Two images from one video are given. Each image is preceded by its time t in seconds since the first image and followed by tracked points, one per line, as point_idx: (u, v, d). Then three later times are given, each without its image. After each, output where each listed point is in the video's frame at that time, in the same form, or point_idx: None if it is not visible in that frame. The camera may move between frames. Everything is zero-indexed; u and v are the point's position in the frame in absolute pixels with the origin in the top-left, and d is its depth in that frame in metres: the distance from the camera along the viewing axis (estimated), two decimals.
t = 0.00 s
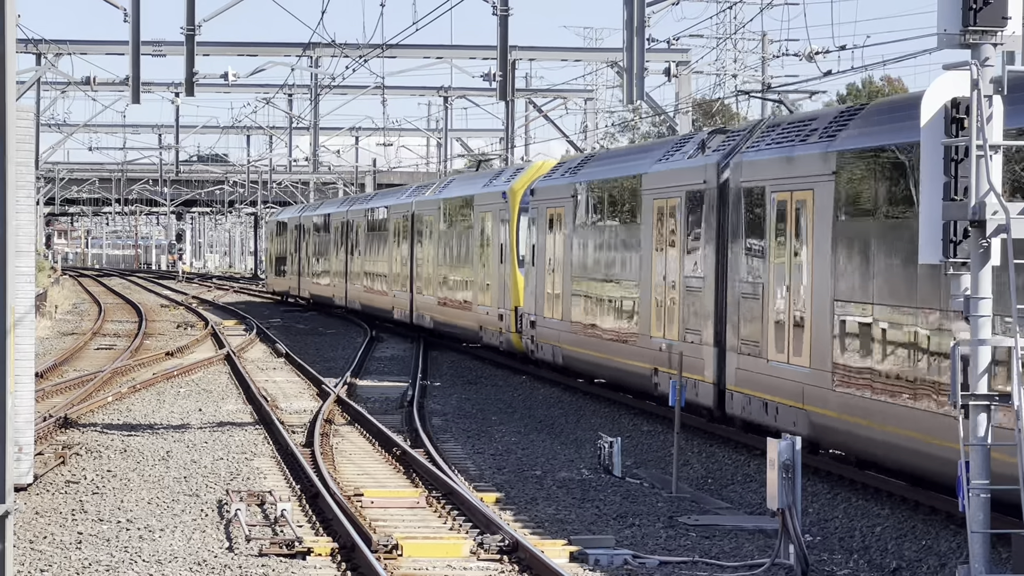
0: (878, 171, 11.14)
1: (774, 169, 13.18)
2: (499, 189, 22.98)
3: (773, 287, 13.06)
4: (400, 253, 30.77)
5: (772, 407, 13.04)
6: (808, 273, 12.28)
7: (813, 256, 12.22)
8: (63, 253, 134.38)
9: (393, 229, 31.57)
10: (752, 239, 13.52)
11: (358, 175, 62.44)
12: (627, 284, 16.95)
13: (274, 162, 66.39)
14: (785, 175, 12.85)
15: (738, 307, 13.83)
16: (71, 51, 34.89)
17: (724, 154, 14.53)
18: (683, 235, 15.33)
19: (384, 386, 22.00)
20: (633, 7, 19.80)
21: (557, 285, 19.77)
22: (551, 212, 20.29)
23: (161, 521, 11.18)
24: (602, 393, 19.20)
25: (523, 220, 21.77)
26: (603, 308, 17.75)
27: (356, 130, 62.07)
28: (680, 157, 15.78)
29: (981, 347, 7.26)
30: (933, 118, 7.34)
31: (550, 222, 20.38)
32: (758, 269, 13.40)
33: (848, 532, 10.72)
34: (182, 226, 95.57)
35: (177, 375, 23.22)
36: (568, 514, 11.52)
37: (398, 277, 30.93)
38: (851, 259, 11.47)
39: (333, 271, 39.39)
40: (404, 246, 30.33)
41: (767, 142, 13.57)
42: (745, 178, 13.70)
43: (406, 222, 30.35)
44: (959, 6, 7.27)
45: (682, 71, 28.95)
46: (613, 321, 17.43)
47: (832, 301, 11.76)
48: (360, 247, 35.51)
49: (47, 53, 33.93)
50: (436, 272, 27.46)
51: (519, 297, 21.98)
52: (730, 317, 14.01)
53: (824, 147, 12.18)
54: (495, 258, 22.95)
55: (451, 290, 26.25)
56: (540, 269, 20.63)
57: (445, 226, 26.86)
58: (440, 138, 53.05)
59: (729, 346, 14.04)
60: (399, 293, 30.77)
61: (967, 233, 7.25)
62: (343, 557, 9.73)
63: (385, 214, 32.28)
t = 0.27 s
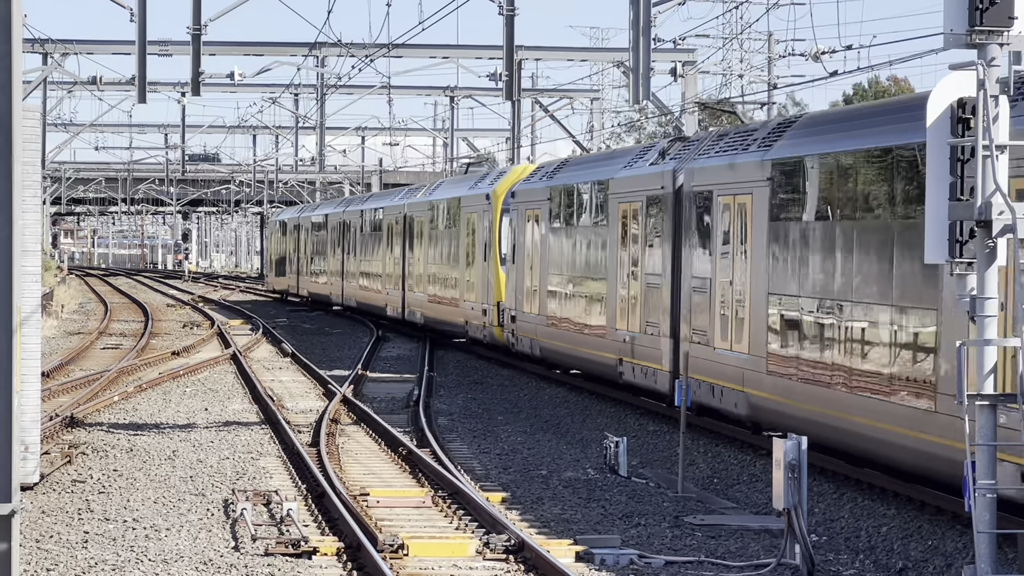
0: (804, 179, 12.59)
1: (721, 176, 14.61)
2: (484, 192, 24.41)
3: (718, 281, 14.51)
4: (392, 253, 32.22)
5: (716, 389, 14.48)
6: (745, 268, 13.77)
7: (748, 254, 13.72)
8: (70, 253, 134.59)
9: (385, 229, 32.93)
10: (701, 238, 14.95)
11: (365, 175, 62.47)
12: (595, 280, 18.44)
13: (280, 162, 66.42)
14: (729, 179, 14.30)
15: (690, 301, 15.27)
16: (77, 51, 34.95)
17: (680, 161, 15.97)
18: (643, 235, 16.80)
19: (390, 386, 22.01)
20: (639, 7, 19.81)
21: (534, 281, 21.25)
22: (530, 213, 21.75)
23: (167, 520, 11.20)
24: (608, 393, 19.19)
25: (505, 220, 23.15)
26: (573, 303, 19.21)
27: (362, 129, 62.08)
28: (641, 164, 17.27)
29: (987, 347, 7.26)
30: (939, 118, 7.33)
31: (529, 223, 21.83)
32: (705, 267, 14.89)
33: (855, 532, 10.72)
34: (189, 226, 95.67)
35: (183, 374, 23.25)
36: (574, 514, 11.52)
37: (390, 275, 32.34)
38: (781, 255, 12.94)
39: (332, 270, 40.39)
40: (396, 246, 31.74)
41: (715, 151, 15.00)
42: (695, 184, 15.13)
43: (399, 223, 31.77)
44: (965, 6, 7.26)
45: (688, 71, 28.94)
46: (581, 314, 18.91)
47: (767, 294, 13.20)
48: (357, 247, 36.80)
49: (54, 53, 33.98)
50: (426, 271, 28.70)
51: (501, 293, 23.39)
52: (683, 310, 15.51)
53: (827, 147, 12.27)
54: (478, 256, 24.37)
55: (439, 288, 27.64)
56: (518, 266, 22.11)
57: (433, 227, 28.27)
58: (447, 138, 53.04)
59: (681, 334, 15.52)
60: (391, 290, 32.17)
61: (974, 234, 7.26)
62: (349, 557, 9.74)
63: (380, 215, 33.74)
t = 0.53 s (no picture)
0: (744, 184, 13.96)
1: (674, 181, 15.94)
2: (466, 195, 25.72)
3: (672, 276, 15.87)
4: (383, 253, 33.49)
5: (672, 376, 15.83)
6: (691, 262, 15.23)
7: (698, 253, 15.08)
8: (73, 253, 134.71)
9: (375, 230, 34.16)
10: (657, 238, 16.31)
11: (368, 175, 62.51)
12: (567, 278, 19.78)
13: (284, 162, 66.46)
14: (680, 184, 15.67)
15: (648, 296, 16.64)
16: (81, 51, 34.98)
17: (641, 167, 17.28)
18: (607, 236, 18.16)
19: (393, 386, 22.02)
20: (642, 8, 19.81)
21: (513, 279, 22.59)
22: (509, 215, 23.07)
23: (170, 521, 11.21)
24: (611, 394, 19.18)
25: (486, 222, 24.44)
26: (547, 299, 20.53)
27: (365, 130, 62.11)
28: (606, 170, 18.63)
29: (989, 348, 7.26)
30: (941, 119, 7.32)
31: (508, 225, 23.19)
32: (662, 265, 16.23)
33: (858, 532, 10.72)
34: (192, 227, 95.75)
35: (186, 375, 23.27)
36: (577, 514, 11.52)
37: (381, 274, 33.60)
38: (723, 252, 14.40)
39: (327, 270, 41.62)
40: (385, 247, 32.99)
41: (671, 158, 16.34)
42: (653, 188, 16.47)
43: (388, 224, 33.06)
44: (968, 6, 7.25)
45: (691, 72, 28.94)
46: (555, 309, 20.26)
47: (713, 289, 14.60)
48: (349, 247, 37.88)
49: (58, 54, 34.02)
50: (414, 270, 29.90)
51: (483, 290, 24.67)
52: (643, 304, 16.87)
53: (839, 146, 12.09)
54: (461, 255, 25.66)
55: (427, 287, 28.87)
56: (499, 266, 23.42)
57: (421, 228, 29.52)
58: (450, 139, 53.06)
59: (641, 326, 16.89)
60: (382, 289, 33.43)
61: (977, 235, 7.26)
62: (351, 557, 9.75)
63: (370, 216, 34.97)
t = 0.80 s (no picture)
0: (689, 190, 15.47)
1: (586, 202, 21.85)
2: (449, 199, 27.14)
3: (630, 270, 17.43)
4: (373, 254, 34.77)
5: (630, 366, 17.34)
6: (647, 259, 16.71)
7: (651, 252, 16.59)
8: (73, 254, 134.73)
9: (367, 232, 35.38)
10: (618, 238, 17.83)
11: (368, 176, 62.51)
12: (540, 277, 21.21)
13: (284, 163, 66.45)
14: (636, 189, 17.21)
15: (610, 292, 18.16)
16: (81, 52, 34.98)
17: (605, 174, 18.79)
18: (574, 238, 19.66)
19: (393, 387, 22.01)
20: (642, 8, 19.80)
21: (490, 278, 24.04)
22: (489, 217, 24.50)
23: (170, 522, 11.21)
24: (612, 395, 19.16)
25: (467, 224, 25.83)
26: (523, 296, 22.00)
27: (365, 130, 62.12)
28: (573, 177, 20.13)
29: (989, 349, 7.26)
30: (941, 121, 7.32)
31: (487, 227, 24.63)
32: (622, 264, 17.72)
33: (857, 534, 10.72)
34: (192, 228, 95.75)
35: (186, 376, 23.27)
36: (577, 516, 11.52)
37: (372, 275, 34.88)
38: (674, 251, 15.87)
39: (321, 271, 42.80)
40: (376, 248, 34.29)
41: (630, 166, 17.84)
42: (613, 193, 18.00)
43: (378, 226, 34.38)
44: (967, 6, 7.25)
45: (691, 73, 28.92)
46: (529, 305, 21.72)
47: (667, 287, 16.03)
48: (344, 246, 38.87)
49: (58, 55, 34.02)
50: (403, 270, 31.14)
51: (464, 289, 26.07)
52: (608, 300, 18.33)
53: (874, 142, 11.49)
54: (444, 255, 27.09)
55: (414, 286, 30.19)
56: (478, 266, 24.86)
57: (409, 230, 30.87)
58: (450, 140, 53.06)
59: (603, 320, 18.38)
60: (373, 289, 34.67)
61: (977, 236, 7.26)
62: (351, 559, 9.75)
63: (362, 218, 36.24)
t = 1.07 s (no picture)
0: (644, 196, 16.75)
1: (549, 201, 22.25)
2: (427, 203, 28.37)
3: (590, 269, 18.69)
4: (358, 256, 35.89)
5: (588, 359, 18.79)
6: (606, 259, 18.02)
7: (608, 253, 18.02)
8: (70, 256, 134.59)
9: (352, 234, 36.56)
10: (580, 240, 19.09)
11: (365, 178, 62.49)
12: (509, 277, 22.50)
13: (280, 165, 66.42)
14: (594, 195, 18.64)
15: (572, 291, 19.45)
16: (77, 54, 34.96)
17: (569, 181, 20.02)
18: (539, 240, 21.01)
19: (389, 389, 22.01)
20: (639, 10, 19.79)
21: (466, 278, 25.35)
22: (464, 220, 25.82)
23: (166, 524, 11.20)
24: (608, 397, 19.17)
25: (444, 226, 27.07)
26: (492, 295, 23.38)
27: (362, 133, 62.09)
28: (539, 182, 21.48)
29: (985, 351, 7.27)
30: (937, 122, 7.32)
31: (463, 230, 25.94)
32: (582, 264, 19.13)
33: (853, 535, 10.72)
34: (189, 230, 95.70)
35: (183, 378, 23.26)
36: (573, 518, 11.52)
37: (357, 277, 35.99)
38: (630, 252, 17.15)
39: (309, 273, 43.84)
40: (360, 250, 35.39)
41: (590, 173, 19.26)
42: (575, 199, 19.40)
43: (363, 229, 35.49)
44: (963, 8, 7.26)
45: (688, 75, 28.93)
46: (500, 304, 23.06)
47: (622, 285, 17.35)
48: (331, 249, 39.53)
49: (54, 57, 33.99)
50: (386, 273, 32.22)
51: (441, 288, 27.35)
52: (569, 298, 19.68)
53: (903, 138, 10.95)
54: (421, 257, 28.26)
55: (395, 286, 31.36)
56: (453, 267, 26.10)
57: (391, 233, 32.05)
58: (447, 142, 53.05)
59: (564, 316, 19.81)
60: (357, 289, 35.84)
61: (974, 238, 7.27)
62: (348, 561, 9.74)
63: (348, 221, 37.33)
